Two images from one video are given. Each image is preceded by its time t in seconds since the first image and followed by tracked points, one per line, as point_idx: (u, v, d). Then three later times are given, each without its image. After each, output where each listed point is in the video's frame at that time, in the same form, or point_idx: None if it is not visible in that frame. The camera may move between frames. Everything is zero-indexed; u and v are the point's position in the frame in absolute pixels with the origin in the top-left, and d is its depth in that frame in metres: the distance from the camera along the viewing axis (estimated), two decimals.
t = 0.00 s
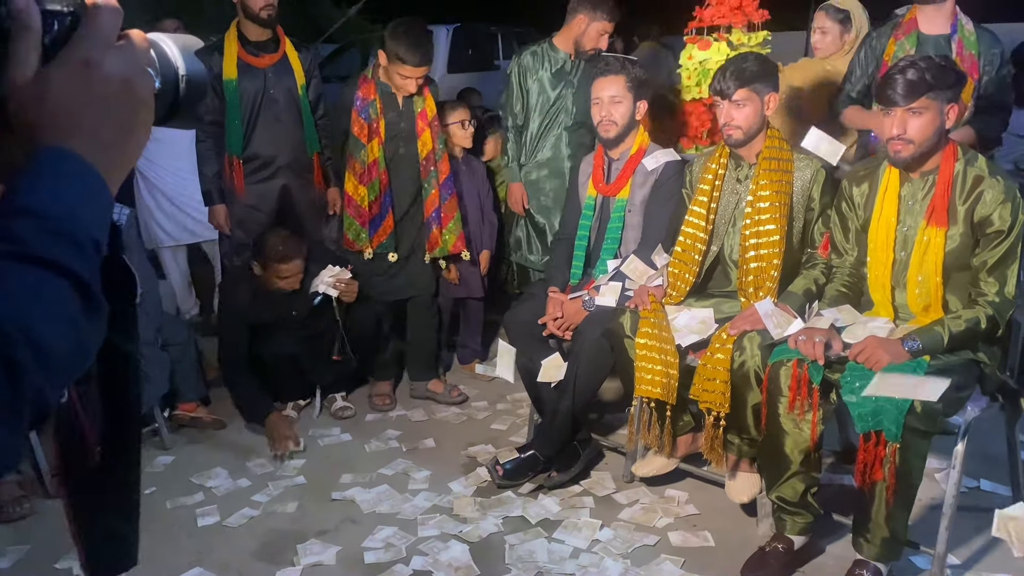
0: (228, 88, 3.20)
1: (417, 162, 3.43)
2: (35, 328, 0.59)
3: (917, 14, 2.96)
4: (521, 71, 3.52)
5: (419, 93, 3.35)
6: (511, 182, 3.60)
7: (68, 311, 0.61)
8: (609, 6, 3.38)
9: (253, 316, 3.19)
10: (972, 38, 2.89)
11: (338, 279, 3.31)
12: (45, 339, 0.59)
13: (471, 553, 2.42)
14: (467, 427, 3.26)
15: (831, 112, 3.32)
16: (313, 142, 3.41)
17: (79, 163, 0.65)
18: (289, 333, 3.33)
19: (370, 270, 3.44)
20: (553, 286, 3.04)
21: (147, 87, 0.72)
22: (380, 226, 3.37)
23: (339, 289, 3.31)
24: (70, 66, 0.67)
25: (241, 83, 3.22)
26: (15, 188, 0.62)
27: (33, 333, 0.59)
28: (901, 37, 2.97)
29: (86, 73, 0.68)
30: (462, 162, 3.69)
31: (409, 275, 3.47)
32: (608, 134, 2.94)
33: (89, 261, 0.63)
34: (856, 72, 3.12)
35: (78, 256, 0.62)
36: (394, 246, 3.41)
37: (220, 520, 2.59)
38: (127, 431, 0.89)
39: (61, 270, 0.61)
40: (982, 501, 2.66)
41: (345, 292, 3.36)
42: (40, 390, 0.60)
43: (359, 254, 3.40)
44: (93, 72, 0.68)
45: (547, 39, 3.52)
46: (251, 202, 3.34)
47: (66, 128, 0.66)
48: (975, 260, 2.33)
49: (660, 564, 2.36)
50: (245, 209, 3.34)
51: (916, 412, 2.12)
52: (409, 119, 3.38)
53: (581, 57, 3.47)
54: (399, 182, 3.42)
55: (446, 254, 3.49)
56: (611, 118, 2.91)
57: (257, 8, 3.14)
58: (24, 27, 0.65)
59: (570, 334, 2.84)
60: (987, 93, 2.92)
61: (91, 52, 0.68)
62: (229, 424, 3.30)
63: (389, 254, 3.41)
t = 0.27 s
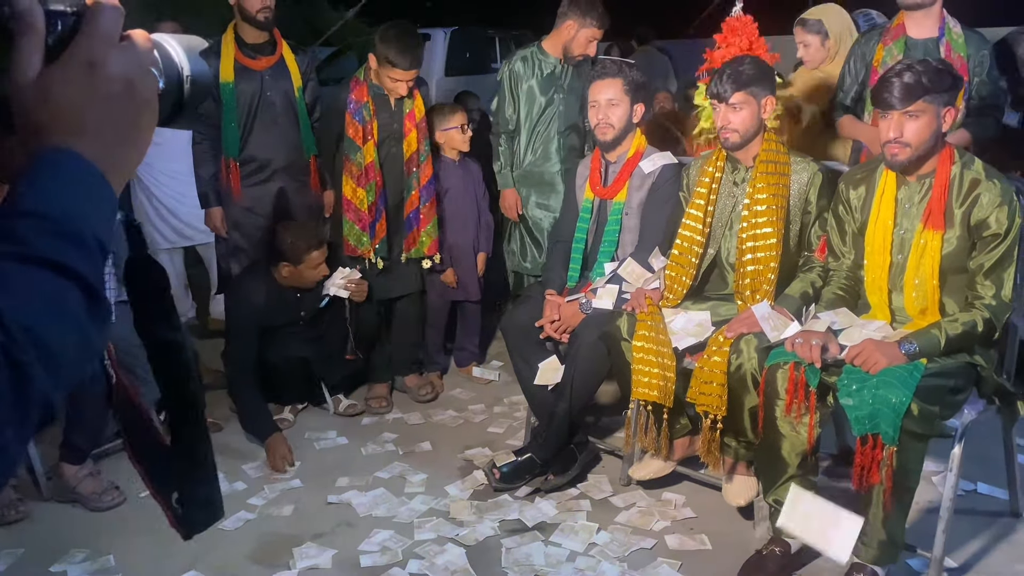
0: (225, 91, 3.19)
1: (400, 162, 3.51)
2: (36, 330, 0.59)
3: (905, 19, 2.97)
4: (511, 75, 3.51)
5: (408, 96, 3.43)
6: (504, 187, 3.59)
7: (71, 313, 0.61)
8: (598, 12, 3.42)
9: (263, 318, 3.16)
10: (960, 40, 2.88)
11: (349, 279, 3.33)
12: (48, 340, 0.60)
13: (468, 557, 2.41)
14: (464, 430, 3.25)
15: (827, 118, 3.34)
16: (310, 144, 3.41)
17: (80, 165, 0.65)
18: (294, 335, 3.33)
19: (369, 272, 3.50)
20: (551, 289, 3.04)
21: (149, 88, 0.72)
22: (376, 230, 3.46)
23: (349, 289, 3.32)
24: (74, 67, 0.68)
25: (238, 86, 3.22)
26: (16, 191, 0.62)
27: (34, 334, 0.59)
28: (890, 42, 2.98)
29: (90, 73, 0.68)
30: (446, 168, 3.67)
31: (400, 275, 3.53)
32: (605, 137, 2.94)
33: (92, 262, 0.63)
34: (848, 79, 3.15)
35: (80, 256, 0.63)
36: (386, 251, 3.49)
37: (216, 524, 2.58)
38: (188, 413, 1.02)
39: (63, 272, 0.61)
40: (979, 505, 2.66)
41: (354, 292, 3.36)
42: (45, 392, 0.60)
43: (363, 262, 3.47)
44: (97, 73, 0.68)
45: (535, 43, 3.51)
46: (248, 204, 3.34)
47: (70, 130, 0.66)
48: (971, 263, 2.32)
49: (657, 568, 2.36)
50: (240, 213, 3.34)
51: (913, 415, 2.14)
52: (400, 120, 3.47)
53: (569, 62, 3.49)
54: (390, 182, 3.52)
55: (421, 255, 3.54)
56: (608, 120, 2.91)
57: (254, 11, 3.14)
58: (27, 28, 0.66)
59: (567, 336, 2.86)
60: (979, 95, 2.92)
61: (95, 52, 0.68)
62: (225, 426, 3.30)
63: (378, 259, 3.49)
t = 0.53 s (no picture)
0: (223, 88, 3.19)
1: (401, 165, 3.49)
2: (50, 326, 0.58)
3: (901, 17, 2.96)
4: (508, 72, 3.51)
5: (418, 100, 3.41)
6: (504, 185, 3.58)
7: (84, 309, 0.61)
8: (596, 11, 3.42)
9: (267, 318, 3.15)
10: (956, 37, 2.87)
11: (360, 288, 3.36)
12: (62, 336, 0.59)
13: (467, 554, 2.41)
14: (463, 428, 3.25)
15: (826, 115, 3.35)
16: (308, 142, 3.39)
17: (91, 162, 0.65)
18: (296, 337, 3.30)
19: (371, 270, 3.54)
20: (549, 286, 3.04)
21: (158, 84, 0.71)
22: (375, 228, 3.44)
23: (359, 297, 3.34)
24: (84, 64, 0.67)
25: (236, 83, 3.21)
26: (24, 189, 0.62)
27: (48, 331, 0.58)
28: (886, 40, 2.98)
29: (101, 71, 0.68)
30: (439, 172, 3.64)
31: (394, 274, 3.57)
32: (604, 134, 2.93)
33: (104, 259, 0.63)
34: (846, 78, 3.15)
35: (92, 253, 0.62)
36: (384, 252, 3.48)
37: (215, 521, 2.58)
38: (175, 414, 0.94)
39: (76, 268, 0.61)
40: (978, 502, 2.66)
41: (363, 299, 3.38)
42: (60, 389, 0.60)
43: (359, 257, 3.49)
44: (108, 71, 0.68)
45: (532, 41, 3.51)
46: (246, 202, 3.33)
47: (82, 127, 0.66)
48: (970, 260, 2.32)
49: (656, 565, 2.36)
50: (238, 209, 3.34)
51: (912, 411, 2.13)
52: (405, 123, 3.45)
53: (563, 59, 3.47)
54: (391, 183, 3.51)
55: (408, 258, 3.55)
56: (607, 117, 2.90)
57: (251, 8, 3.13)
58: (38, 24, 0.64)
59: (566, 333, 2.85)
60: (977, 91, 2.92)
61: (105, 49, 0.68)
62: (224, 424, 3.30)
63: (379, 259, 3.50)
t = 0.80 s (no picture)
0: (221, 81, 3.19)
1: (403, 155, 3.50)
2: (55, 320, 0.58)
3: (903, 9, 2.95)
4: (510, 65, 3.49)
5: (421, 91, 3.41)
6: (501, 178, 3.58)
7: (88, 304, 0.61)
8: (597, 6, 3.43)
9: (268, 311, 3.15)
10: (959, 31, 2.87)
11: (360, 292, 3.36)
12: (66, 330, 0.59)
13: (466, 547, 2.41)
14: (462, 421, 3.25)
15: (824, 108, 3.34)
16: (306, 135, 3.40)
17: (92, 156, 0.66)
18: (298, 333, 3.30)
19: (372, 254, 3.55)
20: (548, 279, 3.04)
21: (159, 77, 0.71)
22: (376, 215, 3.46)
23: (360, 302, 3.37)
24: (86, 57, 0.67)
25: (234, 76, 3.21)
26: (31, 186, 0.63)
27: (53, 325, 0.58)
28: (889, 32, 2.96)
29: (103, 65, 0.68)
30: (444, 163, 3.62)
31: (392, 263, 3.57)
32: (603, 126, 2.93)
33: (107, 254, 0.63)
34: (846, 66, 3.12)
35: (95, 248, 0.63)
36: (387, 238, 3.50)
37: (214, 515, 2.59)
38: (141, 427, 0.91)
39: (79, 263, 0.61)
40: (976, 494, 2.66)
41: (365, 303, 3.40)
42: (66, 383, 0.59)
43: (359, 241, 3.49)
44: (110, 64, 0.68)
45: (534, 32, 3.51)
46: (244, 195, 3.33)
47: (81, 121, 0.66)
48: (969, 253, 2.33)
49: (655, 558, 2.36)
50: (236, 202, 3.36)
51: (910, 405, 2.14)
52: (405, 114, 3.44)
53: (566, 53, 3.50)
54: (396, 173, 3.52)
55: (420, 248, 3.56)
56: (605, 110, 2.90)
57: None
58: (37, 17, 0.66)
59: (565, 326, 2.87)
60: (977, 84, 2.93)
61: (105, 42, 0.68)
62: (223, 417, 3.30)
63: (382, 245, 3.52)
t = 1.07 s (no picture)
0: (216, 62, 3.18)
1: (404, 133, 3.47)
2: (50, 302, 0.54)
3: None
4: (512, 47, 3.49)
5: (419, 68, 3.39)
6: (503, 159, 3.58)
7: (85, 285, 0.57)
8: None
9: (272, 298, 3.16)
10: (970, 14, 2.94)
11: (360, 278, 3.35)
12: (64, 314, 0.55)
13: (464, 528, 2.42)
14: (459, 403, 3.26)
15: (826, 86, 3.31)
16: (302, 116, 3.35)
17: (85, 135, 0.60)
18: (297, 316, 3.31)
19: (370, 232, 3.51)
20: (545, 262, 3.03)
21: (156, 52, 0.65)
22: (380, 190, 3.43)
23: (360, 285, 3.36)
24: (76, 32, 0.61)
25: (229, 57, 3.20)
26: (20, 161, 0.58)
27: (48, 307, 0.54)
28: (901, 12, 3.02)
29: (95, 37, 0.62)
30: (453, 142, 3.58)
31: (392, 243, 3.55)
32: (601, 107, 2.91)
33: (103, 234, 0.59)
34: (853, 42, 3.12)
35: (89, 226, 0.58)
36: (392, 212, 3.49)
37: (212, 497, 2.59)
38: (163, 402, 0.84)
39: (73, 242, 0.57)
40: (971, 474, 2.68)
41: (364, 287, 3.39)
42: (62, 368, 0.56)
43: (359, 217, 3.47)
44: (103, 39, 0.62)
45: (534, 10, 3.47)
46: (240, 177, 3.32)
47: (75, 102, 0.61)
48: (967, 234, 2.32)
49: (652, 538, 2.37)
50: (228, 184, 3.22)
51: (908, 385, 2.14)
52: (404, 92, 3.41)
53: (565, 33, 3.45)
54: (396, 153, 3.47)
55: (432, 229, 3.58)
56: (603, 91, 2.88)
57: None
58: None
59: (562, 309, 2.83)
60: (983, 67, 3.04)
61: (97, 14, 0.62)
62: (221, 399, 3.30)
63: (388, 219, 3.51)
